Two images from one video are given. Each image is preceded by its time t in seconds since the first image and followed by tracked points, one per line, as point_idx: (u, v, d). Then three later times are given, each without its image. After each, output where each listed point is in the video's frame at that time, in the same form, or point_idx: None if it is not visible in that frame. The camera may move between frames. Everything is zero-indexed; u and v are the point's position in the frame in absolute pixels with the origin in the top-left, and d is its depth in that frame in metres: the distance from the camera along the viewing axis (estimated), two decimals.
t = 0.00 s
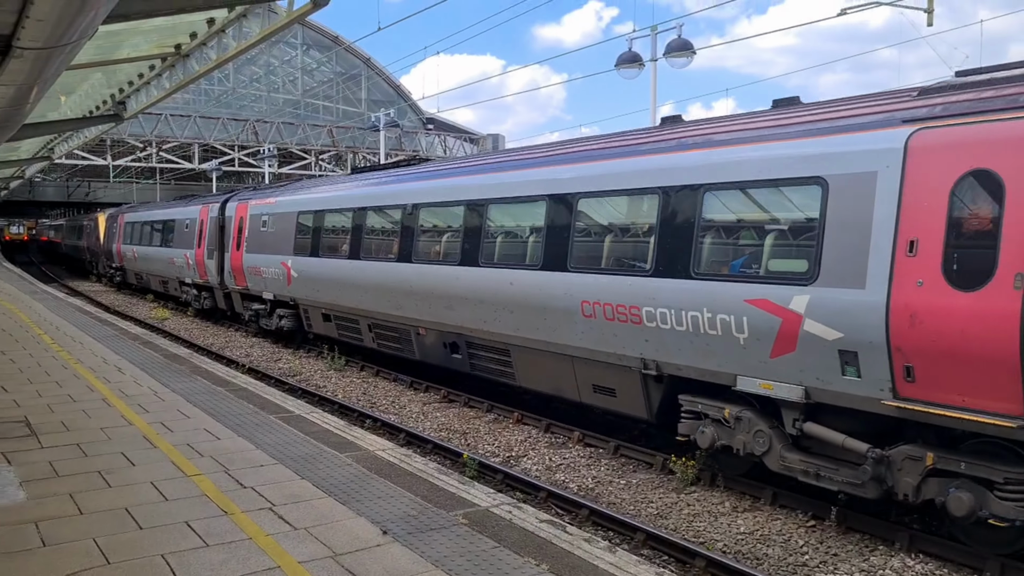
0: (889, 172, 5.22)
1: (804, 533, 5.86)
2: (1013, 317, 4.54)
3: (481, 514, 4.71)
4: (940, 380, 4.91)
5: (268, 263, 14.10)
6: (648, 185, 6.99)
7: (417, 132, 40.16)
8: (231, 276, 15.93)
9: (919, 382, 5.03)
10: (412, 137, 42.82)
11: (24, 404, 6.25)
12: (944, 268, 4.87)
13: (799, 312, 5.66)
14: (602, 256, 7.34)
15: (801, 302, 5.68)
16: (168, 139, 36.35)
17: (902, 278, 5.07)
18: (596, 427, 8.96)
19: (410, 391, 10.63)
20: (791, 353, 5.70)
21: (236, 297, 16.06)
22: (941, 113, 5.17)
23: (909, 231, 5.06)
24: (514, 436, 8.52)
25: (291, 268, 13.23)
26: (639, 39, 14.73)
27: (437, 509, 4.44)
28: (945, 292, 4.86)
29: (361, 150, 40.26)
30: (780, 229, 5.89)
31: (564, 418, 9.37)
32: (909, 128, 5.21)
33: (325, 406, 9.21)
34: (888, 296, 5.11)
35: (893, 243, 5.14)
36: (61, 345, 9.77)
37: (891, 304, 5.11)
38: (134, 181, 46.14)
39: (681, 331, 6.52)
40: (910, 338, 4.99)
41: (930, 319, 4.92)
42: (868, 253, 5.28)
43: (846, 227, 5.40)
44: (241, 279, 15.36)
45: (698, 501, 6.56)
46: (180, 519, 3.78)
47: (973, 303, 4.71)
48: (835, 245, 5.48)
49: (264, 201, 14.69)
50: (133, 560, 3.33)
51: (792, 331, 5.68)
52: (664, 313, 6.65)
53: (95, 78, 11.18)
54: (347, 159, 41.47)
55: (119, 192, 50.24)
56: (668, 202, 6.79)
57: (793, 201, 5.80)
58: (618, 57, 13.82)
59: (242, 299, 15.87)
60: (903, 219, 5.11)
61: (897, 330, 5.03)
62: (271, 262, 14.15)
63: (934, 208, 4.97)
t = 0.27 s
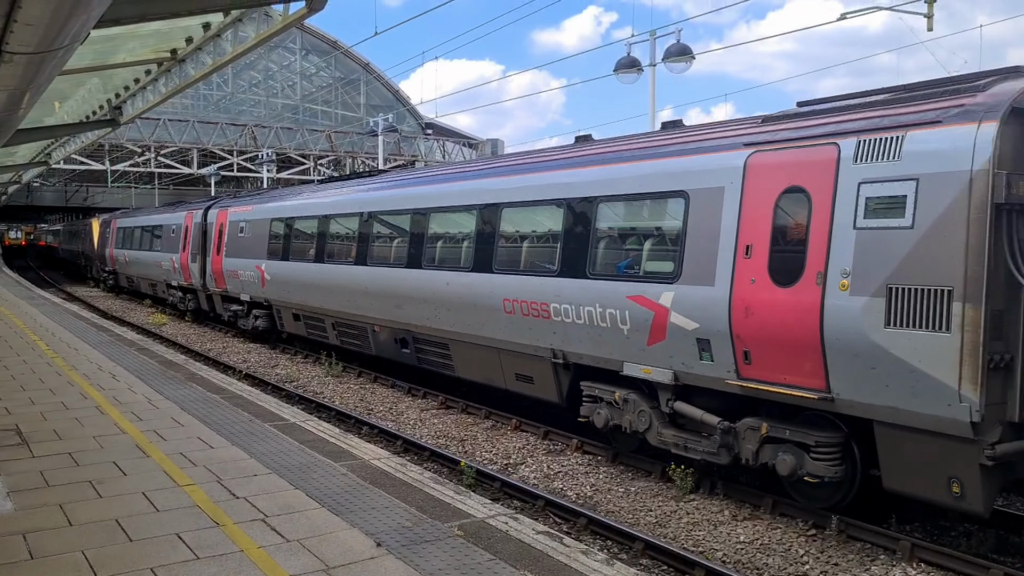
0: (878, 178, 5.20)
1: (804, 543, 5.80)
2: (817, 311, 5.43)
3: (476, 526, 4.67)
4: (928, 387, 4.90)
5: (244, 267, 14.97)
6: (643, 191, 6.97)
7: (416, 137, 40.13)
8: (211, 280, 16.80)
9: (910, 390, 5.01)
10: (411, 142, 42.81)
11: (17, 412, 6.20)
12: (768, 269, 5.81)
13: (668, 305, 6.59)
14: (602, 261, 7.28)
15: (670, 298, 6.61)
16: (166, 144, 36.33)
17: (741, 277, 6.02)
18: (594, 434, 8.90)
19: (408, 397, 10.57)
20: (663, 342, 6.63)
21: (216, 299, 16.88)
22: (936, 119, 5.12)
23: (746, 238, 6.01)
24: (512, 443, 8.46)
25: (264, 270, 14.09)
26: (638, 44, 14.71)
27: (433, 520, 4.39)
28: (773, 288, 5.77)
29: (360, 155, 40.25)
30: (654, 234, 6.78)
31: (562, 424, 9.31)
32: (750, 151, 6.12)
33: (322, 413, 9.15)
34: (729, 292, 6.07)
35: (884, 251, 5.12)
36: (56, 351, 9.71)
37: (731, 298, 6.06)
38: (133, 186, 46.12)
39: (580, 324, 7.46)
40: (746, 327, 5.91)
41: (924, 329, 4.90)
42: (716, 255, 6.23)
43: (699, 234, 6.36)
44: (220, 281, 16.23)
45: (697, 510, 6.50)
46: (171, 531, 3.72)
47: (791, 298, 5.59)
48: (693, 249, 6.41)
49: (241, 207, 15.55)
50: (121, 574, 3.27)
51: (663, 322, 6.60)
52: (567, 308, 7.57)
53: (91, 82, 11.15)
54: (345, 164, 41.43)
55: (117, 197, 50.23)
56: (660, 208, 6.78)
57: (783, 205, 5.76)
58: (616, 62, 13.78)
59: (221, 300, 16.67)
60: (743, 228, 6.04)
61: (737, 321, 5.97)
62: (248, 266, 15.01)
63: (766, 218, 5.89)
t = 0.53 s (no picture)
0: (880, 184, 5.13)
1: (804, 548, 5.75)
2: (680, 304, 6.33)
3: (471, 533, 4.65)
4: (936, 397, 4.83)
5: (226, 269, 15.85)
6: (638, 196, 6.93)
7: (417, 140, 40.14)
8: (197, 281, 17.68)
9: (913, 397, 4.95)
10: (412, 146, 42.83)
11: (13, 417, 6.19)
12: (643, 269, 6.74)
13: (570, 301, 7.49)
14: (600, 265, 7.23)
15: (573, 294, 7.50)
16: (168, 148, 36.38)
17: (626, 275, 6.92)
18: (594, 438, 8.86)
19: (407, 402, 10.53)
20: (567, 333, 7.52)
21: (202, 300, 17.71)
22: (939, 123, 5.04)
23: (628, 242, 6.93)
24: (511, 448, 8.42)
25: (245, 272, 14.96)
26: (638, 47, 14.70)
27: (426, 527, 4.35)
28: (648, 285, 6.68)
29: (361, 159, 40.28)
30: (561, 239, 7.66)
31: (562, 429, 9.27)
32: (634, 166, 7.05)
33: (320, 418, 9.11)
34: (614, 289, 6.99)
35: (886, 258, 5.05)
36: (54, 356, 9.68)
37: (616, 294, 6.99)
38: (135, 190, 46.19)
39: (503, 318, 8.36)
40: (627, 318, 6.82)
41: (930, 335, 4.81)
42: (606, 257, 7.14)
43: (593, 238, 7.27)
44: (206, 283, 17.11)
45: (697, 515, 6.46)
46: (163, 538, 3.70)
47: (660, 294, 6.50)
48: (591, 251, 7.32)
49: (225, 214, 16.44)
50: None
51: (567, 316, 7.50)
52: (492, 304, 8.47)
53: (89, 86, 11.16)
54: (347, 168, 41.45)
55: (119, 201, 50.31)
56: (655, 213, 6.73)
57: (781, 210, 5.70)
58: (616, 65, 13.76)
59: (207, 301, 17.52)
60: (630, 234, 6.93)
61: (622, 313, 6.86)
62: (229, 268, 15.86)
63: (644, 225, 6.80)
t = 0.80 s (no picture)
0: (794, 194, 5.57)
1: (800, 555, 5.72)
2: (579, 300, 7.28)
3: (460, 538, 4.72)
4: (934, 402, 4.76)
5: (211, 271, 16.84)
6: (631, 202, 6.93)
7: (419, 145, 40.19)
8: (184, 282, 18.62)
9: (908, 402, 4.89)
10: (414, 150, 42.89)
11: (7, 420, 6.20)
12: (552, 270, 7.70)
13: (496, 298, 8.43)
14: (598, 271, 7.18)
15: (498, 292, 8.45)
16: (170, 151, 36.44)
17: (540, 275, 7.85)
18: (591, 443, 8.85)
19: (405, 406, 10.52)
20: (493, 327, 8.45)
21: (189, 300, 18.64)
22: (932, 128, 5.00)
23: (542, 247, 7.86)
24: (508, 452, 8.41)
25: (229, 274, 15.88)
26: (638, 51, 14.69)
27: (416, 533, 4.36)
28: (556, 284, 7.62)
29: (363, 163, 40.35)
30: (490, 244, 8.57)
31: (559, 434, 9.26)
32: (547, 180, 8.00)
33: (317, 421, 9.11)
34: (529, 287, 7.94)
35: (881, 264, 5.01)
36: (51, 358, 9.69)
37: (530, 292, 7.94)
38: (137, 193, 46.29)
39: (443, 315, 9.30)
40: (541, 312, 7.77)
41: (923, 339, 4.75)
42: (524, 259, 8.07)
43: (515, 243, 8.22)
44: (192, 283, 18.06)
45: (692, 521, 6.43)
46: (150, 542, 3.71)
47: (564, 291, 7.45)
48: (512, 254, 8.25)
49: (213, 219, 17.31)
50: None
51: (493, 312, 8.43)
52: (434, 302, 9.42)
53: (88, 89, 11.20)
54: (349, 171, 41.51)
55: (122, 204, 50.42)
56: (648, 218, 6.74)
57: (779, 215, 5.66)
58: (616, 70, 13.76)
59: (193, 301, 18.44)
60: (544, 238, 7.84)
61: (536, 309, 7.80)
62: (214, 270, 16.84)
63: (553, 233, 7.75)
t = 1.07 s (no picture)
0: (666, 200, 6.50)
1: (797, 557, 5.70)
2: (503, 295, 8.21)
3: (451, 540, 4.82)
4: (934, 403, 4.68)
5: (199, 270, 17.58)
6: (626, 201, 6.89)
7: (423, 145, 40.25)
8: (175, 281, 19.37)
9: (905, 405, 4.83)
10: (419, 150, 42.90)
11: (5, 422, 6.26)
12: (484, 267, 8.59)
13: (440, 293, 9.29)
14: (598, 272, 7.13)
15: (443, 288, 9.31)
16: (175, 152, 36.59)
17: (477, 271, 8.74)
18: (590, 444, 8.85)
19: (405, 406, 10.53)
20: (440, 319, 9.32)
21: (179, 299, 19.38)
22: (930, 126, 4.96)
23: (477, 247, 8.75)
24: (507, 453, 8.40)
25: (215, 273, 16.61)
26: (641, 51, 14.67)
27: (407, 535, 4.61)
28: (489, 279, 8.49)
29: (367, 163, 40.42)
30: (437, 244, 9.39)
31: (559, 434, 9.26)
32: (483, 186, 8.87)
33: (317, 422, 9.13)
34: (466, 283, 8.82)
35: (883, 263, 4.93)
36: (52, 359, 9.78)
37: (467, 288, 8.84)
38: (142, 193, 46.45)
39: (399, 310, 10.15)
40: (476, 305, 8.67)
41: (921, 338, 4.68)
42: (462, 258, 8.94)
43: (456, 244, 9.07)
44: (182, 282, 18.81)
45: (690, 523, 6.41)
46: (143, 543, 4.01)
47: (492, 287, 8.37)
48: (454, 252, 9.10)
49: (201, 220, 18.05)
50: None
51: (439, 306, 9.28)
52: (390, 297, 10.20)
53: (89, 89, 11.25)
54: (353, 172, 41.57)
55: (126, 204, 50.58)
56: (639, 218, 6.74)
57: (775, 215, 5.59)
58: (619, 70, 13.73)
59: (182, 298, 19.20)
60: (478, 240, 8.74)
61: (471, 303, 8.68)
62: (202, 269, 17.57)
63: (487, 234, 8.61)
